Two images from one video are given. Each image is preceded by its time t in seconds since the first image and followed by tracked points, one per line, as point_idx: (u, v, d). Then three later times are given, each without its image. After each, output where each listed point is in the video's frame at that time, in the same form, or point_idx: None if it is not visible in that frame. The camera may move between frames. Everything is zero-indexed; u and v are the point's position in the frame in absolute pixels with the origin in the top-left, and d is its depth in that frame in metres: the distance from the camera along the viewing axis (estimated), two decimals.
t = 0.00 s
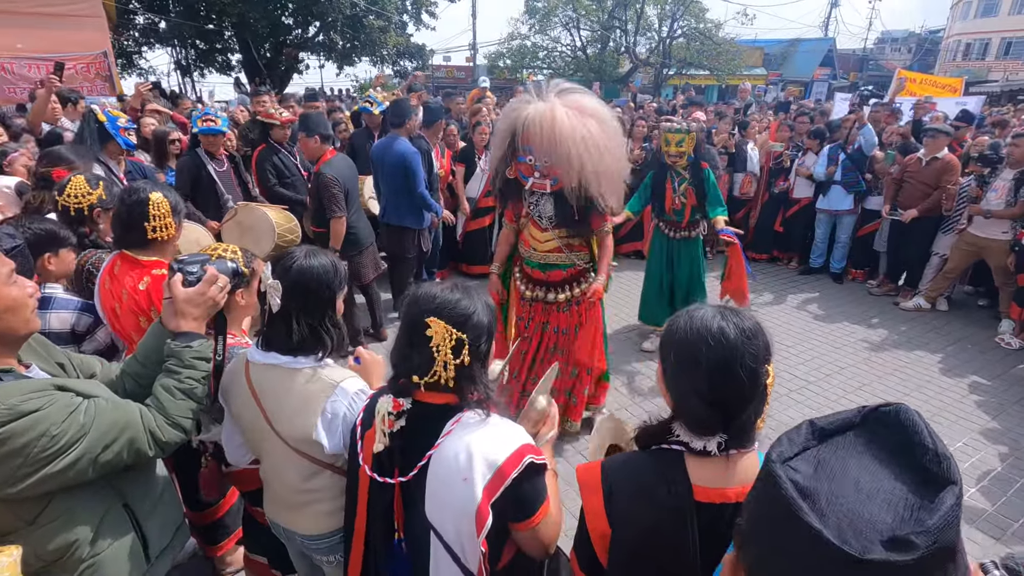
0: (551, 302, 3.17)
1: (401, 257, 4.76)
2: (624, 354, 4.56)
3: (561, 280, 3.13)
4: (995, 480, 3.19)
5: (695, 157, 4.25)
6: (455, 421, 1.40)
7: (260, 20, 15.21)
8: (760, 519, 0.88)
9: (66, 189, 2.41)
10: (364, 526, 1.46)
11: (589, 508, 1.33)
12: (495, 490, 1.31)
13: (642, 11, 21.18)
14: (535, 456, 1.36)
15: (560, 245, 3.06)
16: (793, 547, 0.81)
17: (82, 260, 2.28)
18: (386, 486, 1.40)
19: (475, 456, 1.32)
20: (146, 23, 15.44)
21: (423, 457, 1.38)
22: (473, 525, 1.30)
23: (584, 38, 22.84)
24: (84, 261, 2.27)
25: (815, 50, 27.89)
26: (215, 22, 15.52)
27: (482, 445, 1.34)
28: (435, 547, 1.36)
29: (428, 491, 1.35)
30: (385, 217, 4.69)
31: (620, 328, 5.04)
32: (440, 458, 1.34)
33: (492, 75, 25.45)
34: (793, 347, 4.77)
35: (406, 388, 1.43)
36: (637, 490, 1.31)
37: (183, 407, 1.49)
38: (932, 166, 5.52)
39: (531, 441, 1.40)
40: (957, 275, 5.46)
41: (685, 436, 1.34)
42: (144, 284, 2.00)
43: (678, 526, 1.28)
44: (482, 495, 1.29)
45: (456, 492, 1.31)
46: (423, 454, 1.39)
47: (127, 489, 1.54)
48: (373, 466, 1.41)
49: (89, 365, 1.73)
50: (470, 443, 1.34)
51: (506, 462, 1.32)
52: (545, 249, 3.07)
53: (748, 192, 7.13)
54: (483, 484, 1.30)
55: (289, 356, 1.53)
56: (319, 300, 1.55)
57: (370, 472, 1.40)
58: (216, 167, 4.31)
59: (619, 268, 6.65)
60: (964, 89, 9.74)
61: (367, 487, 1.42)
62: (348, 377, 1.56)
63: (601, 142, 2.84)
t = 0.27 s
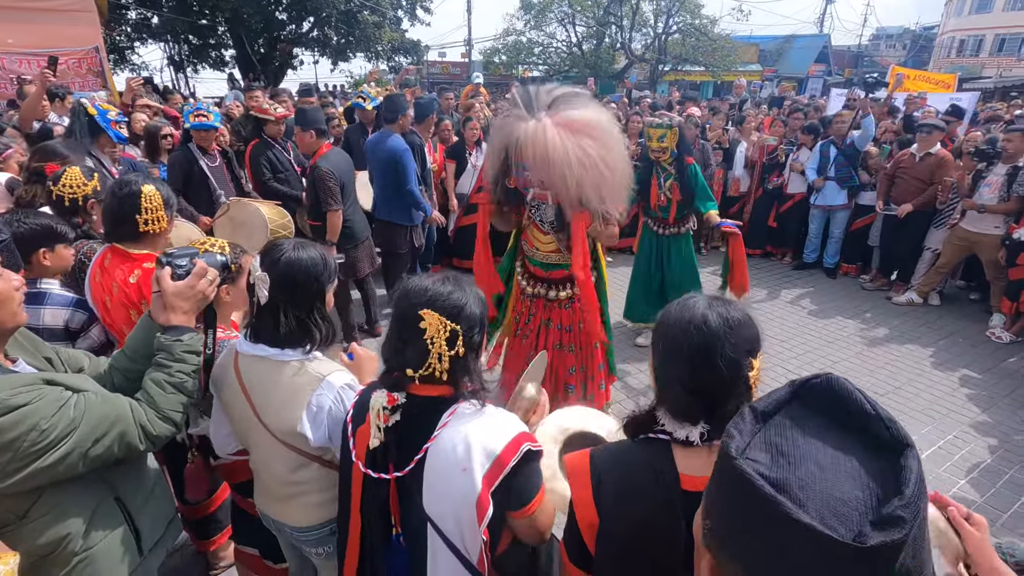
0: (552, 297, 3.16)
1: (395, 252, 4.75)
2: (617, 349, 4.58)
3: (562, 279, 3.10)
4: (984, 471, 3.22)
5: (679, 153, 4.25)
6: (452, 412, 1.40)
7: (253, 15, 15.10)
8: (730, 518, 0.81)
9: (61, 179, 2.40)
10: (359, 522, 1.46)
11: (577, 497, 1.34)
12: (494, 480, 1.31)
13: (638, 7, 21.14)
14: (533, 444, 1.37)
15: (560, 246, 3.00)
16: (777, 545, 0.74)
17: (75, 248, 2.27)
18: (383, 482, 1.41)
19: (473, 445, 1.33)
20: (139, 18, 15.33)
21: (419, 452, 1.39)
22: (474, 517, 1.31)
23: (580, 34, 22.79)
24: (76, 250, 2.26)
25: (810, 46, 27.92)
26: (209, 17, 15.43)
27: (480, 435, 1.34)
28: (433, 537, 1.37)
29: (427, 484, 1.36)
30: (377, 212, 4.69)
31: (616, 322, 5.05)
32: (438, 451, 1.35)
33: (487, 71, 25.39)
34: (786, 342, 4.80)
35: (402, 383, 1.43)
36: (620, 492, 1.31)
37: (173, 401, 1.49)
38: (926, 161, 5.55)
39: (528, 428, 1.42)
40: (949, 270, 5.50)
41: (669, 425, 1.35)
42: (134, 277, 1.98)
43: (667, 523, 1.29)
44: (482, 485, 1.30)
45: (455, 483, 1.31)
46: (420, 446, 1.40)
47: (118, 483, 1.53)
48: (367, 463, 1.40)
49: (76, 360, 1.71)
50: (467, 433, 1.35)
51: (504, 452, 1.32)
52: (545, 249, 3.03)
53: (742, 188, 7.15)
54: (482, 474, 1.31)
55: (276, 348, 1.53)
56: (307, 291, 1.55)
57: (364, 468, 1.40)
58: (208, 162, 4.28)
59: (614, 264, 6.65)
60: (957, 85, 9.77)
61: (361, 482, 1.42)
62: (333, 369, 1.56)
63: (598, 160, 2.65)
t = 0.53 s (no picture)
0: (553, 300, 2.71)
1: (381, 244, 4.73)
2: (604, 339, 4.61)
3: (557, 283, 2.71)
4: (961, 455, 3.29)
5: (660, 148, 4.25)
6: (435, 398, 1.39)
7: (237, 7, 14.91)
8: (669, 486, 0.81)
9: (41, 165, 2.37)
10: (341, 510, 1.46)
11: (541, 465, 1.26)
12: (481, 462, 1.31)
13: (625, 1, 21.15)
14: (517, 426, 1.37)
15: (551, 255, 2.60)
16: (711, 506, 0.75)
17: (51, 236, 2.24)
18: (366, 470, 1.40)
19: (458, 430, 1.33)
20: (119, 10, 15.08)
21: (403, 438, 1.38)
22: (462, 498, 1.31)
23: (568, 28, 22.75)
24: (53, 238, 2.23)
25: (796, 41, 28.11)
26: (191, 9, 15.21)
27: (464, 419, 1.34)
28: (418, 520, 1.37)
29: (411, 469, 1.35)
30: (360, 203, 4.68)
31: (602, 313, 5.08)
32: (423, 435, 1.35)
33: (475, 65, 25.29)
34: (769, 331, 4.85)
35: (384, 368, 1.42)
36: (588, 482, 1.22)
37: (148, 391, 1.47)
38: (908, 153, 5.62)
39: (511, 411, 1.42)
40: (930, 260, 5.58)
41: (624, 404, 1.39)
42: (111, 266, 1.96)
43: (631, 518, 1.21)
44: (470, 468, 1.30)
45: (443, 466, 1.31)
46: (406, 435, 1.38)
47: (93, 474, 1.51)
48: (350, 452, 1.40)
49: (50, 350, 1.68)
50: (452, 417, 1.35)
51: (490, 433, 1.32)
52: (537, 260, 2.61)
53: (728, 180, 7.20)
54: (468, 457, 1.31)
55: (242, 334, 1.54)
56: (273, 277, 1.53)
57: (346, 457, 1.40)
58: (189, 154, 4.23)
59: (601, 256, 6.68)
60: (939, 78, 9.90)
61: (345, 470, 1.42)
62: (299, 355, 1.56)
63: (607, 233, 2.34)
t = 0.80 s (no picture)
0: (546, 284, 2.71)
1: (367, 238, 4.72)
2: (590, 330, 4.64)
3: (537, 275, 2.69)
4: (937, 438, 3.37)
5: (643, 142, 4.25)
6: (426, 376, 1.41)
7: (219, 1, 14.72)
8: (626, 432, 0.82)
9: (16, 154, 2.35)
10: (333, 490, 1.47)
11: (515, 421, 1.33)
12: (474, 434, 1.34)
13: None
14: (507, 400, 1.40)
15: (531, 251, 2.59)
16: (662, 445, 0.76)
17: (30, 226, 2.20)
18: (358, 452, 1.40)
19: (452, 406, 1.34)
20: (98, 4, 14.82)
21: (396, 417, 1.39)
22: (458, 473, 1.33)
23: (554, 23, 22.72)
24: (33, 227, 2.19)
25: (780, 37, 28.39)
26: (172, 4, 14.99)
27: (456, 395, 1.36)
28: (410, 496, 1.39)
29: (403, 446, 1.37)
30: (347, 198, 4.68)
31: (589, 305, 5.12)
32: (415, 412, 1.36)
33: (461, 61, 25.21)
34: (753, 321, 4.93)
35: (375, 348, 1.43)
36: (544, 437, 1.28)
37: (129, 378, 1.47)
38: (887, 146, 5.73)
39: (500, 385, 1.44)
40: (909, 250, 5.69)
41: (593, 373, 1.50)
42: (90, 254, 1.94)
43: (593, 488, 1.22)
44: (464, 441, 1.32)
45: (437, 441, 1.33)
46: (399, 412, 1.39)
47: (74, 459, 1.50)
48: (340, 436, 1.41)
49: (33, 336, 1.66)
50: (445, 394, 1.36)
51: (482, 407, 1.35)
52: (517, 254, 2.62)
53: (712, 173, 7.28)
54: (462, 431, 1.32)
55: (221, 317, 1.55)
56: (244, 260, 1.54)
57: (336, 440, 1.41)
58: (171, 148, 4.19)
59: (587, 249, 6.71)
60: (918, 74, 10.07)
61: (337, 453, 1.43)
62: (278, 338, 1.56)
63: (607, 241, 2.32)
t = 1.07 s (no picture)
0: (540, 278, 2.99)
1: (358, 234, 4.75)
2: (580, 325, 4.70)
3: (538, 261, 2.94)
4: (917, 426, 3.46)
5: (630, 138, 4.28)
6: (426, 356, 1.46)
7: None
8: (596, 383, 0.88)
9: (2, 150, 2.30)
10: (334, 475, 1.49)
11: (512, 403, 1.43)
12: (477, 407, 1.43)
13: None
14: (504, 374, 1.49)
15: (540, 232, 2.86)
16: (624, 389, 0.82)
17: (23, 216, 2.27)
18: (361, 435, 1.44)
19: (455, 382, 1.42)
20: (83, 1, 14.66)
21: (401, 397, 1.43)
22: (465, 445, 1.43)
23: (544, 22, 22.74)
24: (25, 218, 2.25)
25: (768, 36, 28.63)
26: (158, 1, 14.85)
27: (457, 370, 1.44)
28: (412, 473, 1.46)
29: (408, 425, 1.43)
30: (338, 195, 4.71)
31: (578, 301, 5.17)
32: (418, 392, 1.42)
33: (451, 59, 25.17)
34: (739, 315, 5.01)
35: (380, 335, 1.44)
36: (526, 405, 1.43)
37: (125, 366, 1.49)
38: (869, 142, 5.84)
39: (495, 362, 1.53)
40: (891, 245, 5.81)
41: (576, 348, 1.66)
42: (84, 245, 1.97)
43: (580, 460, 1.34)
44: (469, 414, 1.42)
45: (441, 415, 1.41)
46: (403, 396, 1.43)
47: (70, 445, 1.52)
48: (343, 421, 1.44)
49: (31, 324, 1.68)
50: (448, 371, 1.43)
51: (482, 381, 1.44)
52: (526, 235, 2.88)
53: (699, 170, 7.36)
54: (466, 404, 1.42)
55: (215, 306, 1.58)
56: (234, 249, 1.57)
57: (340, 426, 1.44)
58: (160, 145, 4.19)
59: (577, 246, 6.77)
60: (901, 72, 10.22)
61: (339, 440, 1.46)
62: (273, 325, 1.59)
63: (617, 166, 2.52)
